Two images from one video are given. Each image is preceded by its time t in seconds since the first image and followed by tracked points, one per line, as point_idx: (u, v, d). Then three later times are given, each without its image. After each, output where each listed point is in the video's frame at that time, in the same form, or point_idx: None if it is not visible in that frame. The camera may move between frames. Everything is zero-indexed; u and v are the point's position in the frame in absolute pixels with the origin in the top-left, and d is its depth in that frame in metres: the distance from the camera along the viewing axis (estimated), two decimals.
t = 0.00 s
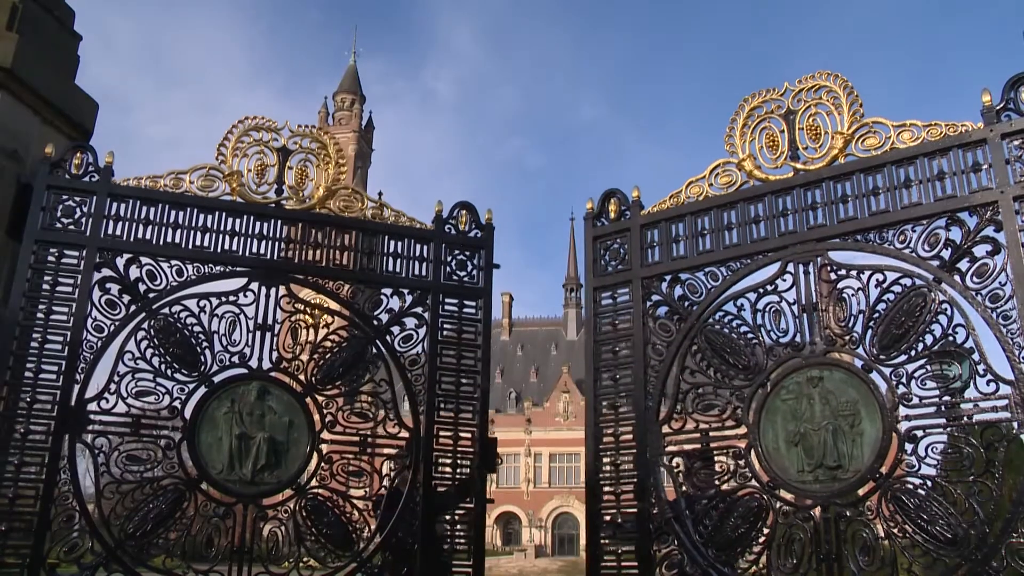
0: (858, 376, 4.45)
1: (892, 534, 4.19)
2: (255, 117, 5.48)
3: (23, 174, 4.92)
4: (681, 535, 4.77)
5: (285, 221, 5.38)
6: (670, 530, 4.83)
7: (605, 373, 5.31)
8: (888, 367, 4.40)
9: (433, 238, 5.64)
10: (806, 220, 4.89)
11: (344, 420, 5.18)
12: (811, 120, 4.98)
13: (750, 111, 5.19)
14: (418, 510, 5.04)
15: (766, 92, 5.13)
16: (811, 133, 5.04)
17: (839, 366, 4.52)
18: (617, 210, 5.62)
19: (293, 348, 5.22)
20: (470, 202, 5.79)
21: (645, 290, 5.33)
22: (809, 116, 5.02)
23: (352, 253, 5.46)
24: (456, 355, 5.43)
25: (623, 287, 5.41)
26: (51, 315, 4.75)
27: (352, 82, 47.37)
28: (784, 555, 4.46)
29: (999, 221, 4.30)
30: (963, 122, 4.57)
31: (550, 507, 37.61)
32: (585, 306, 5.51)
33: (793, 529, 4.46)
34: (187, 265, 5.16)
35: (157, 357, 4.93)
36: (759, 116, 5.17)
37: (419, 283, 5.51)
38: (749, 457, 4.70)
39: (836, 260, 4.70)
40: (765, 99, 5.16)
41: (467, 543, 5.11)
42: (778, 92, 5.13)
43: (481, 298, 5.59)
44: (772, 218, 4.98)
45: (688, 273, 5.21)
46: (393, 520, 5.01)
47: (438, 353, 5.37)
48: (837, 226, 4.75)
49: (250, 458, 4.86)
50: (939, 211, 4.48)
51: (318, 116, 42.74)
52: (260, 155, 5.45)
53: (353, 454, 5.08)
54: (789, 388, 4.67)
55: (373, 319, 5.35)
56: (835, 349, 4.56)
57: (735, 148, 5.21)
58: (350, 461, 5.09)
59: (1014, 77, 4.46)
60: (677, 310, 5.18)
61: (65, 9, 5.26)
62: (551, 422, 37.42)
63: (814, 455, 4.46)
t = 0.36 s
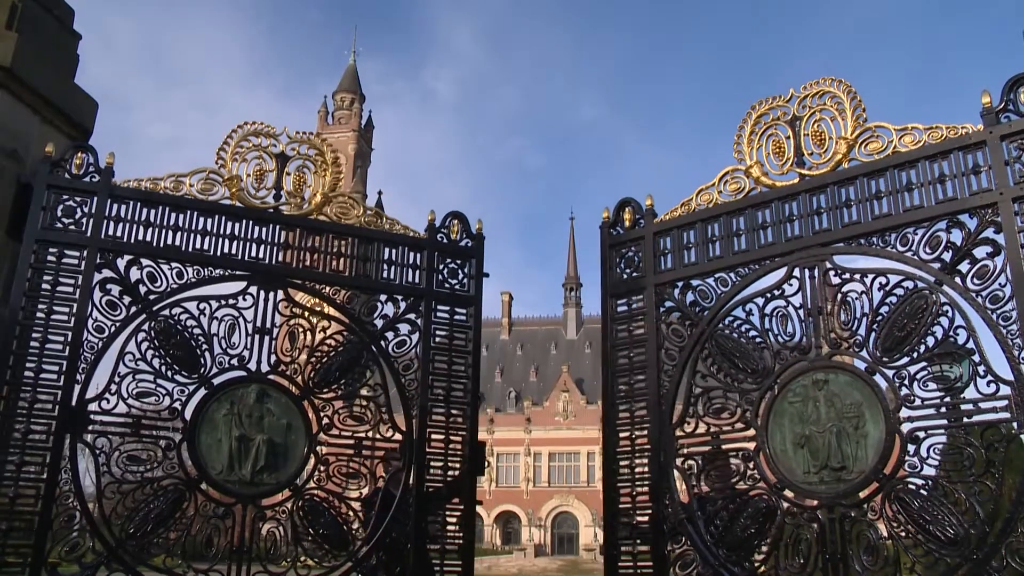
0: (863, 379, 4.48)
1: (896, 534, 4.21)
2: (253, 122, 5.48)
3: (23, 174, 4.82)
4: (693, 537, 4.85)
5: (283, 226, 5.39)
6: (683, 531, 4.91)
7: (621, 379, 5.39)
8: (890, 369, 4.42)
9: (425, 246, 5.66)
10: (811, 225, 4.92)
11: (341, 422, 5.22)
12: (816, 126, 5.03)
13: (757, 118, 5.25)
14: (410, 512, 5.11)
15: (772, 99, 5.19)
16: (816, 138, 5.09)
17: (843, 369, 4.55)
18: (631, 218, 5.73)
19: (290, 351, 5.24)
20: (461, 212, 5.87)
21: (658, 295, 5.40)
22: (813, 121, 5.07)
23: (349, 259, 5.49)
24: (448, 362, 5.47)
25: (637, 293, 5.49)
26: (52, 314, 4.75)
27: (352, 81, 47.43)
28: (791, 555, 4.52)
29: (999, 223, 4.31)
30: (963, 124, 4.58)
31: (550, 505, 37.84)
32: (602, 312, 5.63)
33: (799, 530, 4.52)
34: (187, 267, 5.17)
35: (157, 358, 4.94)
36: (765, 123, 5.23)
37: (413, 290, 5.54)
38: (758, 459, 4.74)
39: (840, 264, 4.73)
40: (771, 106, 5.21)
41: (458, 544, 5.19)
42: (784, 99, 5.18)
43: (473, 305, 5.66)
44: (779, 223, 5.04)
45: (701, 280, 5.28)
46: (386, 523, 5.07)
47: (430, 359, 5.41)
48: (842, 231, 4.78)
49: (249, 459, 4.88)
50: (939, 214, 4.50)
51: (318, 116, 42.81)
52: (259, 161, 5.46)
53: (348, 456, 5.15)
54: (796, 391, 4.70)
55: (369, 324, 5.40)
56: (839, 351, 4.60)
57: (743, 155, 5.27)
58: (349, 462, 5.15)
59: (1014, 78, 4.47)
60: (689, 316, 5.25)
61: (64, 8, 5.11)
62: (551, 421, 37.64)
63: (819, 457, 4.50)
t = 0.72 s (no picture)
0: (867, 380, 4.49)
1: (899, 533, 4.23)
2: (251, 126, 5.49)
3: (21, 170, 4.76)
4: (706, 536, 4.90)
5: (281, 229, 5.39)
6: (697, 531, 4.97)
7: (638, 383, 5.43)
8: (894, 371, 4.43)
9: (416, 253, 5.73)
10: (817, 229, 4.96)
11: (335, 424, 5.26)
12: (822, 131, 5.07)
13: (764, 123, 5.30)
14: (400, 512, 5.16)
15: (779, 105, 5.23)
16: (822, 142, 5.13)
17: (849, 370, 4.57)
18: (646, 224, 5.74)
19: (287, 354, 5.25)
20: (451, 220, 5.93)
21: (673, 299, 5.46)
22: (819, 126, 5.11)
23: (344, 264, 5.53)
24: (438, 366, 5.53)
25: (652, 298, 5.55)
26: (52, 313, 4.73)
27: (352, 80, 47.49)
28: (799, 554, 4.58)
29: (998, 223, 4.32)
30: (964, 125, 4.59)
31: (550, 503, 38.04)
32: (618, 317, 5.70)
33: (806, 529, 4.56)
34: (186, 269, 5.17)
35: (157, 359, 4.94)
36: (773, 129, 5.28)
37: (404, 295, 5.59)
38: (767, 460, 4.78)
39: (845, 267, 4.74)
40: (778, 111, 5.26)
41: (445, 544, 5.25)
42: (790, 104, 5.22)
43: (461, 312, 5.73)
44: (787, 227, 5.09)
45: (713, 284, 5.34)
46: (377, 523, 5.13)
47: (421, 364, 5.46)
48: (846, 234, 4.82)
49: (246, 460, 4.89)
50: (939, 216, 4.52)
51: (318, 114, 42.89)
52: (256, 165, 5.47)
53: (342, 457, 5.21)
54: (803, 392, 4.73)
55: (362, 328, 5.44)
56: (845, 353, 4.60)
57: (752, 161, 5.33)
58: (342, 463, 5.21)
59: (1013, 79, 4.47)
60: (701, 320, 5.30)
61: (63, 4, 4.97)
62: (551, 419, 38.45)
63: (826, 457, 4.53)
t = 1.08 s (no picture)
0: (871, 381, 4.53)
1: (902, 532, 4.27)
2: (246, 130, 5.50)
3: (19, 168, 4.71)
4: (719, 536, 5.01)
5: (275, 233, 5.45)
6: (711, 531, 5.08)
7: (655, 386, 5.57)
8: (898, 372, 4.46)
9: (404, 259, 5.87)
10: (824, 232, 5.00)
11: (327, 425, 5.35)
12: (827, 135, 5.13)
13: (772, 129, 5.39)
14: (385, 513, 5.31)
15: (785, 111, 5.30)
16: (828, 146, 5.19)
17: (854, 372, 4.61)
18: (662, 231, 5.88)
19: (281, 357, 5.31)
20: (438, 228, 6.10)
21: (686, 304, 5.57)
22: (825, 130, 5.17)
23: (336, 268, 5.63)
24: (424, 370, 5.68)
25: (667, 302, 5.67)
26: (51, 311, 4.73)
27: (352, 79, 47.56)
28: (805, 553, 4.65)
29: (997, 224, 4.32)
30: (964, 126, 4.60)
31: (548, 501, 38.10)
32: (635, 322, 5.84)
33: (813, 529, 4.63)
34: (182, 270, 5.17)
35: (154, 359, 4.94)
36: (780, 135, 5.37)
37: (392, 300, 5.72)
38: (776, 461, 4.86)
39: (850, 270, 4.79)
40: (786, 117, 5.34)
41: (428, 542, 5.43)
42: (796, 109, 5.29)
43: (446, 317, 5.90)
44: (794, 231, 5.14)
45: (726, 289, 5.43)
46: (365, 523, 5.26)
47: (408, 367, 5.60)
48: (851, 237, 4.86)
49: (241, 460, 4.95)
50: (941, 218, 4.53)
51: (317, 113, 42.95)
52: (252, 169, 5.50)
53: (333, 457, 5.34)
54: (811, 394, 4.80)
55: (354, 332, 5.53)
56: (852, 354, 4.66)
57: (761, 166, 5.44)
58: (331, 463, 5.34)
59: (1012, 79, 4.47)
60: (714, 323, 5.41)
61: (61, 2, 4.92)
62: (550, 419, 39.09)
63: (831, 458, 4.58)
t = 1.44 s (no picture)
0: (877, 382, 4.58)
1: (908, 531, 4.29)
2: (241, 133, 5.52)
3: (19, 167, 4.68)
4: (735, 535, 5.09)
5: (269, 237, 5.55)
6: (727, 530, 5.17)
7: (672, 390, 5.68)
8: (902, 373, 4.49)
9: (391, 265, 6.04)
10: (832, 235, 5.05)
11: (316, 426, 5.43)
12: (833, 139, 5.20)
13: (781, 134, 5.49)
14: (371, 511, 5.44)
15: (793, 115, 5.40)
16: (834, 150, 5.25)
17: (861, 373, 4.67)
18: (678, 236, 6.03)
19: (274, 358, 5.39)
20: (424, 234, 6.29)
21: (702, 307, 5.70)
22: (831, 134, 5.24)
23: (328, 272, 5.75)
24: (411, 372, 5.86)
25: (684, 307, 5.80)
26: (50, 311, 4.71)
27: (350, 77, 47.55)
28: (816, 552, 4.73)
29: (997, 224, 4.32)
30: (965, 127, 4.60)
31: (547, 499, 38.09)
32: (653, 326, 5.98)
33: (822, 527, 4.72)
34: (178, 271, 5.18)
35: (151, 359, 4.93)
36: (790, 140, 5.45)
37: (378, 304, 5.89)
38: (788, 461, 4.95)
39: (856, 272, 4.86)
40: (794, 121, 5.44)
41: (412, 539, 5.59)
42: (804, 114, 5.38)
43: (430, 322, 6.08)
44: (804, 234, 5.25)
45: (740, 292, 5.53)
46: (352, 523, 5.37)
47: (394, 370, 5.78)
48: (857, 239, 4.90)
49: (235, 460, 5.00)
50: (943, 219, 4.55)
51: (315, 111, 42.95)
52: (246, 172, 5.55)
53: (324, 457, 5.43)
54: (820, 395, 4.87)
55: (342, 335, 5.69)
56: (859, 354, 4.72)
57: (771, 171, 5.53)
58: (322, 463, 5.44)
59: (1011, 79, 4.47)
60: (729, 326, 5.51)
61: None
62: (548, 417, 39.17)
63: (839, 458, 4.66)
